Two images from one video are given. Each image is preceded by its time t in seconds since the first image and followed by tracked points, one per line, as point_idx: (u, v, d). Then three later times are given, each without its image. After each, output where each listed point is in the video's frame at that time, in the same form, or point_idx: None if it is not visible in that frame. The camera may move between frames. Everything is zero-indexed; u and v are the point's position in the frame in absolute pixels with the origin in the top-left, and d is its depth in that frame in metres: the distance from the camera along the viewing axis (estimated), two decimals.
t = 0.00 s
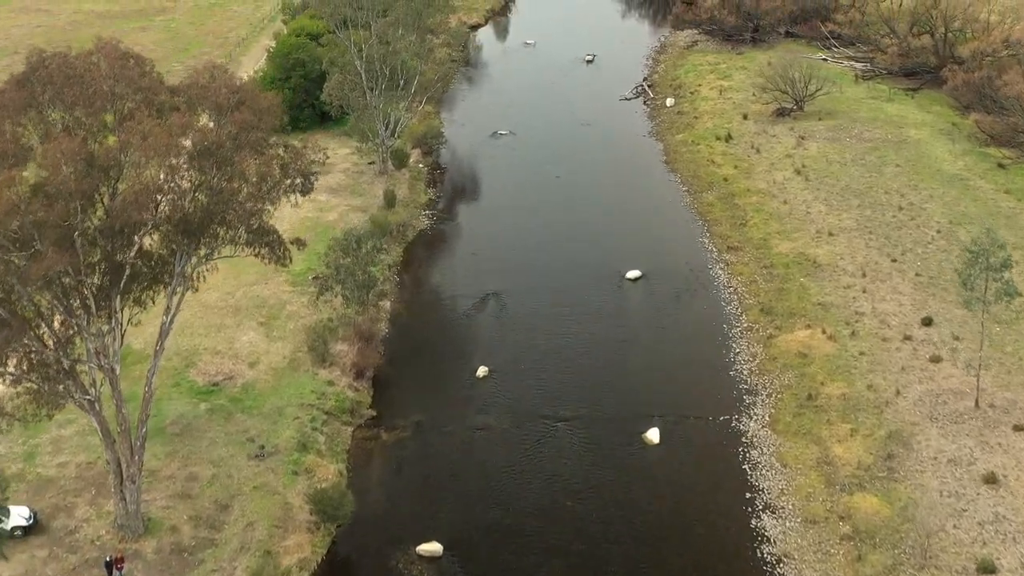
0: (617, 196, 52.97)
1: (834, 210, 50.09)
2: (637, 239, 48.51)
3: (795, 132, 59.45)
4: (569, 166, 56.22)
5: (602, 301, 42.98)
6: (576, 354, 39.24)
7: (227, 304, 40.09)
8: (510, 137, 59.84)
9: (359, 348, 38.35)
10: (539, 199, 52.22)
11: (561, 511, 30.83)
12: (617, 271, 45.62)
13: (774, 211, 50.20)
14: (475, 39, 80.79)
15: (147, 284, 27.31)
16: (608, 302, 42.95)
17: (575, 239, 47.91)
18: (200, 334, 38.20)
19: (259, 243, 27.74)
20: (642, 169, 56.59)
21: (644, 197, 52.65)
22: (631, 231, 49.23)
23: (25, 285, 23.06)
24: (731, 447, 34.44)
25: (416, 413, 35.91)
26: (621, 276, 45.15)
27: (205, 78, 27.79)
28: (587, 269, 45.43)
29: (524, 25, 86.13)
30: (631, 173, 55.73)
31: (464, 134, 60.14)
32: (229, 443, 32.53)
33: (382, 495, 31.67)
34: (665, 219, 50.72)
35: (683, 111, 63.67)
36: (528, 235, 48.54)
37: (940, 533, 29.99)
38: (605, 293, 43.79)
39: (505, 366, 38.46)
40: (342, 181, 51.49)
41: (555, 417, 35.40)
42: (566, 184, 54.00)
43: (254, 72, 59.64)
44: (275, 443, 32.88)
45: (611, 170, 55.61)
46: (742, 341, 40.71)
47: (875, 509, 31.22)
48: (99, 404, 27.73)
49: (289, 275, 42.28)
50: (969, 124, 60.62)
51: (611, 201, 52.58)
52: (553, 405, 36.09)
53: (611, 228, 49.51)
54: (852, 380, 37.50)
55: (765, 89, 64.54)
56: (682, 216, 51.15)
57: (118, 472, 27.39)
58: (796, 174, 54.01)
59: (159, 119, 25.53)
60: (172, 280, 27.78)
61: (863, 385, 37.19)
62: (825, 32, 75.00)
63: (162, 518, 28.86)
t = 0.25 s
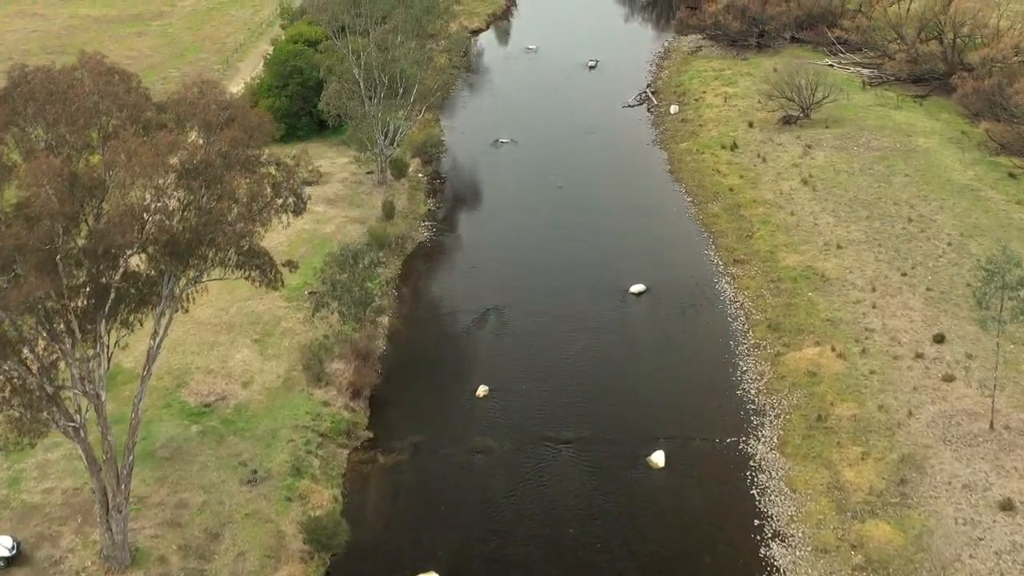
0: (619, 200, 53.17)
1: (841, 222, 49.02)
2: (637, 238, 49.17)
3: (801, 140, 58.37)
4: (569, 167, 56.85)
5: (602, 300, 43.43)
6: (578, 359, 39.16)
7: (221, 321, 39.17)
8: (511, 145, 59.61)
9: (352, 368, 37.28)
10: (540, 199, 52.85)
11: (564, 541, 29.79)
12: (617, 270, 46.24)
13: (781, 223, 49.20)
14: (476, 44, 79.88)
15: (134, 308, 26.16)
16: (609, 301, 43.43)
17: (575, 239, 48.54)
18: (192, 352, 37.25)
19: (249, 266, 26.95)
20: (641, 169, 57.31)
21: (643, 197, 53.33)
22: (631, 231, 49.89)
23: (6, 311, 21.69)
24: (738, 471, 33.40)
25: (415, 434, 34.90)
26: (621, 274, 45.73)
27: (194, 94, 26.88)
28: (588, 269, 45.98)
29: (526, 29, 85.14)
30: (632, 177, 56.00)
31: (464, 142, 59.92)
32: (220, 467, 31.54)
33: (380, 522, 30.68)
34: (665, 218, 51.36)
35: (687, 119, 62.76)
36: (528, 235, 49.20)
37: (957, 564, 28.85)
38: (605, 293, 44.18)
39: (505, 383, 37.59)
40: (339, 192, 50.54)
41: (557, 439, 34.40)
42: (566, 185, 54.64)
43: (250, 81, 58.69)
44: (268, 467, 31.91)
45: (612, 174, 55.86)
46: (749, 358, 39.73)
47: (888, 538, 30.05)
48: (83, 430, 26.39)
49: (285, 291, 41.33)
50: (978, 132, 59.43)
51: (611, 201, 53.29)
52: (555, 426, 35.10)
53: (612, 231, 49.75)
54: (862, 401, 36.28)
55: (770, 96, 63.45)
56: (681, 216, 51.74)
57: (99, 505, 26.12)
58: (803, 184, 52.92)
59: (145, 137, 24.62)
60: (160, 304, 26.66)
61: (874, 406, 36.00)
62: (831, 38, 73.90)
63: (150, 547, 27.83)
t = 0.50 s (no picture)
0: (619, 199, 53.58)
1: (847, 233, 48.02)
2: (636, 238, 49.52)
3: (805, 149, 57.36)
4: (569, 168, 57.12)
5: (602, 299, 43.67)
6: (578, 372, 38.44)
7: (212, 338, 38.21)
8: (509, 153, 58.74)
9: (345, 387, 36.25)
10: (540, 199, 53.18)
11: (564, 572, 28.74)
12: (617, 270, 46.49)
13: (785, 235, 48.18)
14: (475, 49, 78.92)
15: (117, 335, 24.95)
16: (608, 301, 43.66)
17: (575, 238, 48.87)
18: (182, 370, 36.26)
19: (236, 290, 25.92)
20: (641, 169, 57.64)
21: (643, 197, 53.56)
22: (631, 231, 50.23)
23: None
24: (743, 496, 32.33)
25: (410, 458, 33.83)
26: (620, 274, 46.05)
27: (178, 111, 25.97)
28: (588, 268, 46.30)
29: (526, 34, 84.17)
30: (632, 174, 56.53)
31: (463, 149, 59.09)
32: (209, 494, 30.49)
33: (373, 552, 29.64)
34: (665, 218, 51.66)
35: (688, 126, 61.81)
36: (528, 235, 49.53)
37: None
38: (606, 301, 43.75)
39: (502, 402, 36.57)
40: (334, 203, 49.51)
41: (557, 462, 33.38)
42: (566, 185, 54.93)
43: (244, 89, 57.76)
44: (258, 493, 30.86)
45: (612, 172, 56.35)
46: (753, 377, 38.70)
47: (900, 568, 28.93)
48: (65, 459, 25.39)
49: (277, 306, 40.34)
50: (986, 141, 58.40)
51: (611, 201, 53.58)
52: (555, 449, 34.07)
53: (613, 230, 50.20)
54: (870, 423, 35.16)
55: (774, 104, 62.44)
56: (681, 219, 51.71)
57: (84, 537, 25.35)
58: (808, 194, 51.90)
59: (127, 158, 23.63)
60: (145, 328, 25.50)
61: (883, 428, 34.90)
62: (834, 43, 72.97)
63: None
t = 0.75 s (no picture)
0: (619, 199, 53.83)
1: (852, 246, 46.98)
2: (636, 238, 49.74)
3: (809, 158, 56.34)
4: (568, 167, 57.26)
5: (602, 305, 43.42)
6: (578, 391, 37.36)
7: (201, 357, 37.18)
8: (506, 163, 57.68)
9: (340, 408, 35.31)
10: (540, 199, 53.36)
11: None
12: (617, 270, 46.78)
13: (789, 248, 47.14)
14: (473, 55, 77.87)
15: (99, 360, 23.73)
16: (608, 302, 43.81)
17: (575, 238, 49.12)
18: (170, 391, 35.20)
19: (221, 317, 24.79)
20: (641, 169, 57.83)
21: (643, 198, 53.75)
22: (631, 231, 50.47)
23: None
24: (749, 523, 31.24)
25: (404, 483, 32.70)
26: (620, 274, 46.28)
27: (162, 130, 24.99)
28: (588, 268, 46.52)
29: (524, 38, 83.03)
30: (631, 174, 56.82)
31: (460, 158, 58.14)
32: (196, 522, 29.36)
33: None
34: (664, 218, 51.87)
35: (690, 134, 60.80)
36: (528, 234, 49.75)
37: None
38: (606, 314, 42.96)
39: (499, 423, 35.53)
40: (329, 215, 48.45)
41: (556, 488, 32.29)
42: (566, 185, 55.07)
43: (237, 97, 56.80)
44: (246, 521, 29.71)
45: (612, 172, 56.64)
46: (757, 398, 37.65)
47: None
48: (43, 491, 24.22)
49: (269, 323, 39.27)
50: (993, 149, 57.39)
51: (611, 201, 53.81)
52: (553, 473, 32.99)
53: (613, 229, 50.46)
54: (879, 446, 34.07)
55: (776, 111, 61.39)
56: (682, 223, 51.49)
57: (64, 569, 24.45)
58: (812, 205, 50.85)
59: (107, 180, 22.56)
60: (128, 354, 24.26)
61: (892, 451, 33.79)
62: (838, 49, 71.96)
63: None
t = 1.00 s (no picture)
0: (618, 198, 53.62)
1: (858, 258, 45.99)
2: (636, 238, 49.62)
3: (813, 167, 55.35)
4: (568, 167, 56.92)
5: (602, 310, 43.12)
6: (578, 410, 36.40)
7: (190, 376, 36.14)
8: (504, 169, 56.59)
9: (332, 431, 34.25)
10: (539, 200, 53.05)
11: None
12: (617, 270, 46.68)
13: (793, 261, 46.11)
14: (470, 60, 76.80)
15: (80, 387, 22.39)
16: (609, 312, 43.10)
17: (575, 239, 48.92)
18: (158, 412, 34.13)
19: (206, 345, 23.59)
20: (641, 168, 57.67)
21: (642, 198, 53.62)
22: (631, 231, 50.31)
23: None
24: (755, 552, 30.17)
25: (399, 509, 31.62)
26: (621, 274, 46.17)
27: (144, 150, 24.01)
28: (588, 269, 46.38)
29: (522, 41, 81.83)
30: (631, 172, 56.66)
31: (457, 165, 57.16)
32: (182, 552, 28.25)
33: None
34: (664, 219, 51.66)
35: (691, 142, 59.79)
36: (528, 235, 49.56)
37: None
38: (608, 325, 42.10)
39: (497, 446, 34.44)
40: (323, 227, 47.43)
41: (555, 514, 31.22)
42: (565, 185, 54.81)
43: (230, 104, 55.80)
44: (235, 551, 28.59)
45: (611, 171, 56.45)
46: (762, 418, 36.63)
47: None
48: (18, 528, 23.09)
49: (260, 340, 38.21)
50: (1000, 158, 56.42)
51: (610, 200, 53.62)
52: (553, 498, 31.93)
53: (613, 230, 50.33)
54: (889, 470, 33.01)
55: (779, 119, 60.38)
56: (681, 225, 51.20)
57: None
58: (817, 216, 49.82)
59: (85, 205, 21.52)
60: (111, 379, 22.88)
61: (902, 475, 32.72)
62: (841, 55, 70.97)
63: None
